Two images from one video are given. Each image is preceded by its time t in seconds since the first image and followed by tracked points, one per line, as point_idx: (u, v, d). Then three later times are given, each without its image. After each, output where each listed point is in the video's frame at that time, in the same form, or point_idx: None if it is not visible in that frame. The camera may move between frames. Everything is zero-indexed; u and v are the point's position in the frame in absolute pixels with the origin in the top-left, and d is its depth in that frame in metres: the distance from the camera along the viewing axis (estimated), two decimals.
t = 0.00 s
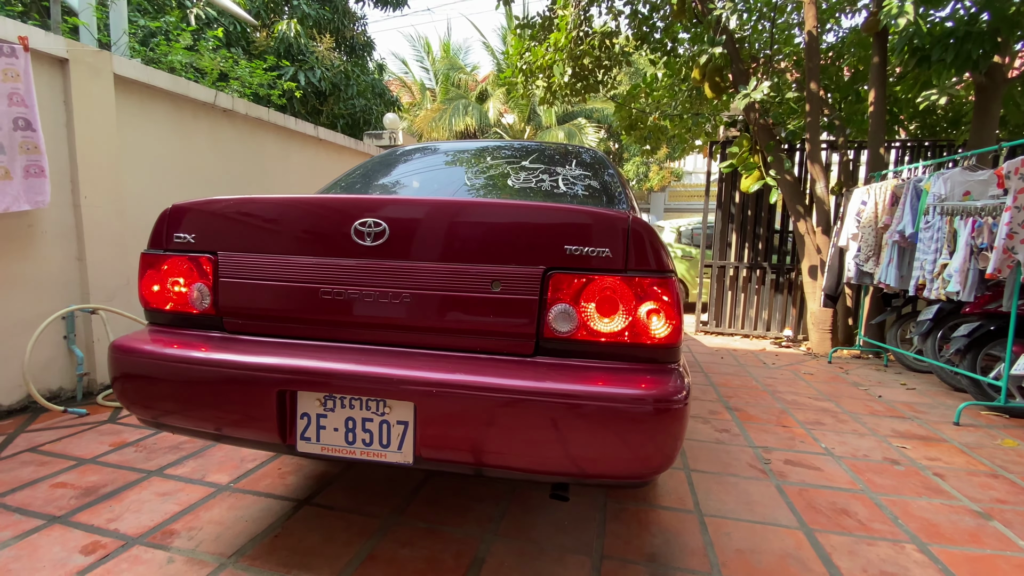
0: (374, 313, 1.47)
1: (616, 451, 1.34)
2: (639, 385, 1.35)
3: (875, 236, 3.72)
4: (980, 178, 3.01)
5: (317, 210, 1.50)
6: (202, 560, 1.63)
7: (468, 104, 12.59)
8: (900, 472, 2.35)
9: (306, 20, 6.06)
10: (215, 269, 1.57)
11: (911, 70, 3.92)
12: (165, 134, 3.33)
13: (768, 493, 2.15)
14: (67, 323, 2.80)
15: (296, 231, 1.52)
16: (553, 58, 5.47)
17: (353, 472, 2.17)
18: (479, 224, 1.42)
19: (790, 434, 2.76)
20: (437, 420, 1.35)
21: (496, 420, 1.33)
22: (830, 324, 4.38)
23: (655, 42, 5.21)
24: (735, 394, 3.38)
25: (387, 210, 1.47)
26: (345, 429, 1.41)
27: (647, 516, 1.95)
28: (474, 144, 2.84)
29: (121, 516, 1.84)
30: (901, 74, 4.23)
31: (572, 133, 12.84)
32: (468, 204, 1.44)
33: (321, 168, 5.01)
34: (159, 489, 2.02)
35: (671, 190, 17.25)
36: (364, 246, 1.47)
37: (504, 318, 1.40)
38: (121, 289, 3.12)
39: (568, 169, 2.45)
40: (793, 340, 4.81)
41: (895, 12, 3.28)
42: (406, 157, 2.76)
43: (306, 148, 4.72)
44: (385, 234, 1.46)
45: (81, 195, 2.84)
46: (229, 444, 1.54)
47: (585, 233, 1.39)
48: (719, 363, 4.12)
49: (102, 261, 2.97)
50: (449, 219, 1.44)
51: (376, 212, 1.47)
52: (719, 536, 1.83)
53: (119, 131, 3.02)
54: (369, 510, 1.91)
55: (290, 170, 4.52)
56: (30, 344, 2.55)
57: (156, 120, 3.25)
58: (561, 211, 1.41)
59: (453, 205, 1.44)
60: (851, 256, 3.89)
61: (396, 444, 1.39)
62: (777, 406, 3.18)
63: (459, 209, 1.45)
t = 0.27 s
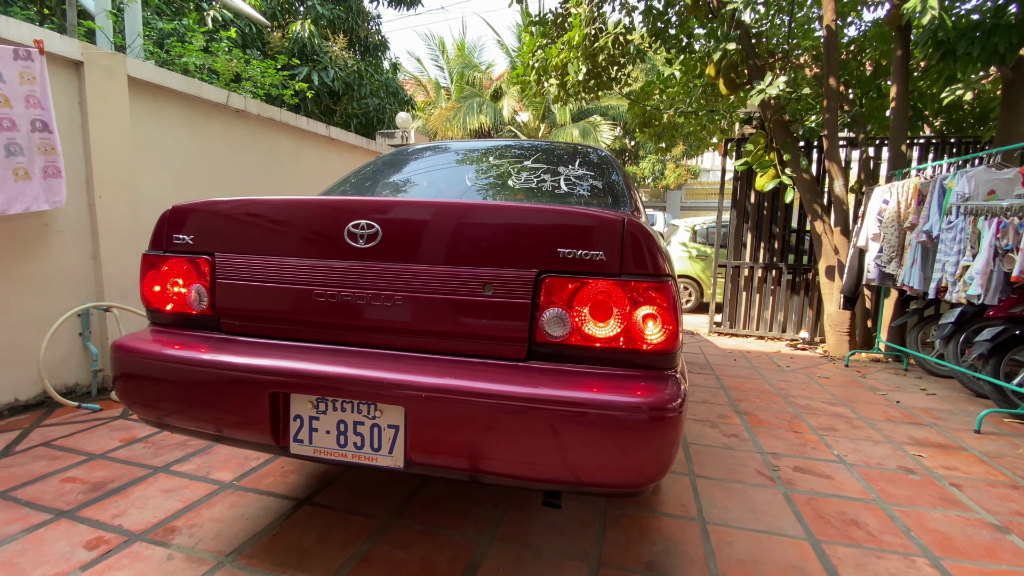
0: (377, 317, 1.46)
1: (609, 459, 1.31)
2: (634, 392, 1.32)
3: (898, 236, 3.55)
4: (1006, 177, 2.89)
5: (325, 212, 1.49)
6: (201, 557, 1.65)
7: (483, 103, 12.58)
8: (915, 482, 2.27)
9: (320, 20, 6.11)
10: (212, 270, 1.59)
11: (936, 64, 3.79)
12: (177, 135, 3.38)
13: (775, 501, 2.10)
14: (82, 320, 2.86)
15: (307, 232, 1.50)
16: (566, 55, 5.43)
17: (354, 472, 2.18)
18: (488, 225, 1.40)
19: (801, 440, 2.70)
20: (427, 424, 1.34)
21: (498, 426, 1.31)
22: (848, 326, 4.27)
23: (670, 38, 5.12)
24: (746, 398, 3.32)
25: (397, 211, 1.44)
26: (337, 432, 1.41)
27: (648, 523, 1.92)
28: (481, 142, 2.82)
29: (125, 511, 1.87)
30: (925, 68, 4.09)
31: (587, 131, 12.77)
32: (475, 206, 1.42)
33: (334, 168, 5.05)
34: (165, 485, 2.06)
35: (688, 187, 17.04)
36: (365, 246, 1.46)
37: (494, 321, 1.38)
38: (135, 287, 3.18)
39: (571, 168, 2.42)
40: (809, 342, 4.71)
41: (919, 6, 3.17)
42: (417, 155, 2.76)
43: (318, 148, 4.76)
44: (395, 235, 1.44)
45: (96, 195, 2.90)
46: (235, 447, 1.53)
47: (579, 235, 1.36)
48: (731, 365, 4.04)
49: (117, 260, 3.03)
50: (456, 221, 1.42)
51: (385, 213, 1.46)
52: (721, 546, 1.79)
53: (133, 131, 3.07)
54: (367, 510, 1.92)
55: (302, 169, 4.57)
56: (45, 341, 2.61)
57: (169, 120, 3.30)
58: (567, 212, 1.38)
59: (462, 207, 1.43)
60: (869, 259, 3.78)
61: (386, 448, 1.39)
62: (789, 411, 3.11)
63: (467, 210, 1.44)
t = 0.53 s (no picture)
0: (382, 318, 1.45)
1: (607, 466, 1.29)
2: (633, 397, 1.29)
3: (921, 235, 3.46)
4: None
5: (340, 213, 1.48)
6: (204, 555, 1.67)
7: (496, 100, 12.56)
8: (932, 490, 2.20)
9: (333, 20, 6.15)
10: (213, 271, 1.60)
11: (960, 58, 3.66)
12: (190, 135, 3.42)
13: (784, 508, 2.05)
14: (97, 318, 2.92)
15: (318, 232, 1.49)
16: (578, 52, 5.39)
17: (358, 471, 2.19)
18: (495, 225, 1.37)
19: (814, 445, 2.63)
20: (422, 427, 1.33)
21: (498, 430, 1.30)
22: (866, 328, 4.17)
23: (683, 33, 5.04)
24: (758, 400, 3.25)
25: (407, 211, 1.42)
26: (333, 433, 1.41)
27: (651, 528, 1.89)
28: (488, 140, 2.80)
29: (132, 507, 1.90)
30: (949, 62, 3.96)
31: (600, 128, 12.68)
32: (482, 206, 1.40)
33: (345, 166, 5.07)
34: (172, 481, 2.08)
35: (704, 184, 16.82)
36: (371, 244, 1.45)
37: (490, 323, 1.37)
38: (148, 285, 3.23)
39: (576, 166, 2.39)
40: (825, 343, 4.61)
41: None
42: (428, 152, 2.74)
43: (329, 147, 4.79)
44: (404, 235, 1.43)
45: (110, 195, 2.94)
46: (234, 446, 1.55)
47: (577, 236, 1.33)
48: (743, 366, 3.98)
49: (131, 258, 3.08)
50: (465, 220, 1.40)
51: (393, 212, 1.44)
52: (726, 553, 1.75)
53: (146, 132, 3.11)
54: (369, 510, 1.92)
55: (314, 168, 4.61)
56: (60, 338, 2.66)
57: (182, 120, 3.34)
58: (573, 212, 1.35)
59: (471, 207, 1.40)
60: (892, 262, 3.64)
61: (382, 450, 1.38)
62: (802, 414, 3.04)
63: (475, 210, 1.42)
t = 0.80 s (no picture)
0: (384, 317, 1.42)
1: (604, 470, 1.25)
2: (633, 400, 1.25)
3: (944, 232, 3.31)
4: None
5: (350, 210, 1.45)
6: (201, 553, 1.67)
7: (508, 98, 12.51)
8: (951, 497, 2.12)
9: (343, 18, 6.17)
10: (209, 268, 1.61)
11: (985, 49, 3.53)
12: (199, 133, 3.44)
13: (794, 514, 1.99)
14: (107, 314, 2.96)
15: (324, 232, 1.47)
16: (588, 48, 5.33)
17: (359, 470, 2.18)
18: (501, 222, 1.33)
19: (827, 449, 2.55)
20: (415, 428, 1.31)
21: (491, 432, 1.27)
22: (884, 328, 4.05)
23: (696, 27, 4.95)
24: (771, 402, 3.17)
25: (413, 209, 1.39)
26: (325, 433, 1.40)
27: (655, 533, 1.84)
28: (494, 137, 2.77)
29: (134, 504, 1.91)
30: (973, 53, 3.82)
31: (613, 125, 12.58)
32: (491, 202, 1.36)
33: (355, 164, 5.08)
34: (174, 478, 2.09)
35: (719, 181, 16.59)
36: (377, 243, 1.42)
37: (482, 322, 1.34)
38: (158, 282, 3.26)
39: (580, 162, 2.34)
40: (842, 344, 4.50)
41: None
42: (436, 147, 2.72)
43: (339, 145, 4.80)
44: (410, 232, 1.39)
45: (121, 193, 2.97)
46: (233, 446, 1.54)
47: (573, 233, 1.29)
48: (756, 367, 3.89)
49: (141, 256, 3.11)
50: (470, 217, 1.36)
51: (400, 210, 1.40)
52: (731, 560, 1.69)
53: (156, 130, 3.14)
54: (368, 510, 1.90)
55: (323, 166, 4.62)
56: (71, 335, 2.70)
57: (191, 119, 3.36)
58: (577, 209, 1.31)
59: (479, 203, 1.36)
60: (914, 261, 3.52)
61: (374, 451, 1.37)
62: (815, 417, 2.96)
63: (481, 206, 1.38)
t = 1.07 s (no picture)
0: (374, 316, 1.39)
1: (591, 476, 1.20)
2: (626, 404, 1.19)
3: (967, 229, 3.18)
4: None
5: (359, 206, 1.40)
6: (194, 552, 1.66)
7: (520, 95, 12.47)
8: (970, 506, 2.02)
9: (353, 16, 6.20)
10: (199, 266, 1.60)
11: (1010, 37, 3.38)
12: (206, 132, 3.46)
13: (803, 521, 1.91)
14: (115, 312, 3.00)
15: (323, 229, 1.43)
16: (598, 42, 5.26)
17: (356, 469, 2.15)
18: (506, 217, 1.28)
19: (840, 453, 2.46)
20: (397, 430, 1.28)
21: (474, 436, 1.23)
22: (903, 328, 3.92)
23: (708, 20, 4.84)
24: (782, 404, 3.08)
25: (415, 206, 1.35)
26: (311, 434, 1.38)
27: (656, 539, 1.78)
28: (497, 132, 2.74)
29: (131, 501, 1.91)
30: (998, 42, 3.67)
31: (626, 122, 12.47)
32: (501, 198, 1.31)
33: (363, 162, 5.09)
34: (173, 476, 2.09)
35: (735, 178, 16.33)
36: (382, 241, 1.37)
37: (468, 321, 1.30)
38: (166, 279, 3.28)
39: (580, 157, 2.30)
40: (859, 344, 4.37)
41: None
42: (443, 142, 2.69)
43: (347, 143, 4.80)
44: (411, 229, 1.35)
45: (128, 191, 2.99)
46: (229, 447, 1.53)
47: (564, 228, 1.25)
48: (769, 368, 3.80)
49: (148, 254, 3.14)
50: (473, 212, 1.31)
51: (403, 206, 1.36)
52: (734, 570, 1.63)
53: (162, 129, 3.16)
54: (363, 511, 1.88)
55: (331, 164, 4.63)
56: (78, 332, 2.72)
57: (198, 117, 3.38)
58: (575, 204, 1.26)
59: (483, 198, 1.31)
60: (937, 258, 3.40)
61: (360, 453, 1.34)
62: (829, 420, 2.86)
63: (486, 202, 1.33)
